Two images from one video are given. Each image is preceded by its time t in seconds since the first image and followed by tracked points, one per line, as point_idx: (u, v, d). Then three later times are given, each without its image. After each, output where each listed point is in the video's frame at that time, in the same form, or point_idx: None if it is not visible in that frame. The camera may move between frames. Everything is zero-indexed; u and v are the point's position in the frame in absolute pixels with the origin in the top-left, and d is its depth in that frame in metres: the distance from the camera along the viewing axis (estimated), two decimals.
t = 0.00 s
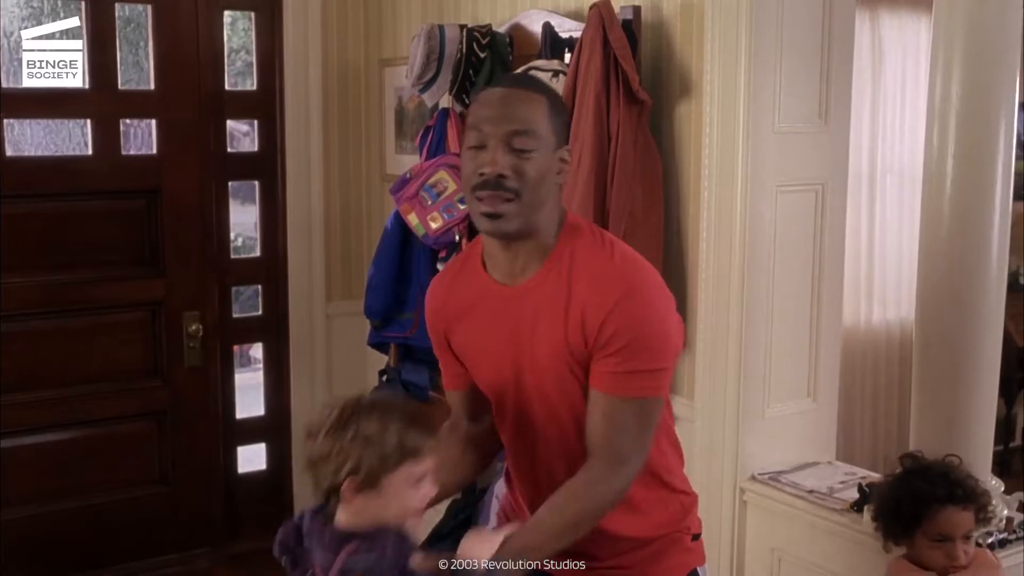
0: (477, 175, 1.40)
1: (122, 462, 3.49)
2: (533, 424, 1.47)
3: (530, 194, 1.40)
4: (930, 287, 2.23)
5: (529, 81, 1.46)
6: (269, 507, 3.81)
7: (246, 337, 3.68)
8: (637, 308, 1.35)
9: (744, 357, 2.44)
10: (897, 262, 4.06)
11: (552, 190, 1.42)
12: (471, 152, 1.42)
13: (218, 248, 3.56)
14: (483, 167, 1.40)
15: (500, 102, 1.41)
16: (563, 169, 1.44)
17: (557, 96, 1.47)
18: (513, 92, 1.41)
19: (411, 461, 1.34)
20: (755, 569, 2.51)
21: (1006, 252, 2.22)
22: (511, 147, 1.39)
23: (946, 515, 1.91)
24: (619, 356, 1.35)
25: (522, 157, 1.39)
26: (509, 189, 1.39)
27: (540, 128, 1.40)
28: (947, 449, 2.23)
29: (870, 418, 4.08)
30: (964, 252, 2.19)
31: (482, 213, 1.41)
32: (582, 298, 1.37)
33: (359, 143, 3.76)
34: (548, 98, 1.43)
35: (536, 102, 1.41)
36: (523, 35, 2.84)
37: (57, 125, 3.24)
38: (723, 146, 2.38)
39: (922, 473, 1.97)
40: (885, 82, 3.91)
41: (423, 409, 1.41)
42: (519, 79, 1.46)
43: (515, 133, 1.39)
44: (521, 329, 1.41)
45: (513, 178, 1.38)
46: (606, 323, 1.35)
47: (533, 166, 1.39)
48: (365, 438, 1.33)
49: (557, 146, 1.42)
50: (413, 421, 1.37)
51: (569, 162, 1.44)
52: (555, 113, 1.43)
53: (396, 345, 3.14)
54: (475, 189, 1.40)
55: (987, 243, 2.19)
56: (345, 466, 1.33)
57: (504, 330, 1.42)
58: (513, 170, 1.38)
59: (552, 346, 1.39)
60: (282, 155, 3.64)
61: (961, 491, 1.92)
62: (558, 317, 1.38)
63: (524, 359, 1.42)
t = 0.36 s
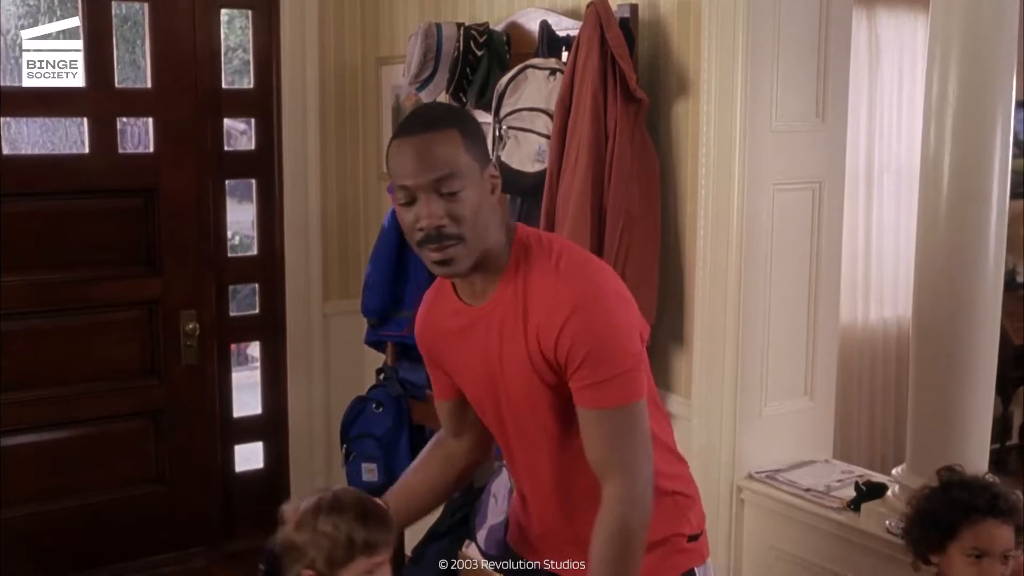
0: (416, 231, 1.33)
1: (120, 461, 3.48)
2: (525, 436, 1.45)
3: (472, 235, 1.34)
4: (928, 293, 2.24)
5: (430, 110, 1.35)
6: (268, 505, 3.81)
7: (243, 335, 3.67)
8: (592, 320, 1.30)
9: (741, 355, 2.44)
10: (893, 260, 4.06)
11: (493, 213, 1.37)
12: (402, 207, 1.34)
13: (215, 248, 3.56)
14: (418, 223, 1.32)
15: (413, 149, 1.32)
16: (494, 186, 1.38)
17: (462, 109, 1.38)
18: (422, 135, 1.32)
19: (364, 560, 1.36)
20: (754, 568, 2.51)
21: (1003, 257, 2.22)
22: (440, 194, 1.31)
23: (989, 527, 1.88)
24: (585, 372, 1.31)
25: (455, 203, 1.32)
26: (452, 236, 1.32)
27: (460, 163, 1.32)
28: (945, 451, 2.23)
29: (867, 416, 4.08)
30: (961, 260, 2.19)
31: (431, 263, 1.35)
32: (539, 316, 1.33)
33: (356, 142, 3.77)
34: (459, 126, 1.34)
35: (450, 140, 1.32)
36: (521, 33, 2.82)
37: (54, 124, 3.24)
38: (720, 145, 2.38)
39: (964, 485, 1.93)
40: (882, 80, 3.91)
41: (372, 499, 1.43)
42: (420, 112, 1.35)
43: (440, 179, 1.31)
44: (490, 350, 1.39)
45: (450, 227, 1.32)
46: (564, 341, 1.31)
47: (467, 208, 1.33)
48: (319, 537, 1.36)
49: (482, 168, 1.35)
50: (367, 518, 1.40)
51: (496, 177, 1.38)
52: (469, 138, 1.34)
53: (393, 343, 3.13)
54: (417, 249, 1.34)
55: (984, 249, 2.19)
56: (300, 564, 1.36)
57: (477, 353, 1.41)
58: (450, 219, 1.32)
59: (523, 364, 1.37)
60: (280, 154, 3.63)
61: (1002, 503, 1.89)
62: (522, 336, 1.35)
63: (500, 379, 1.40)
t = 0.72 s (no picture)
0: (508, 234, 1.31)
1: (116, 460, 3.48)
2: (553, 437, 1.37)
3: (560, 234, 1.33)
4: (925, 292, 2.23)
5: (515, 106, 1.33)
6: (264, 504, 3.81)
7: (240, 335, 3.67)
8: (673, 300, 1.28)
9: (738, 353, 2.45)
10: (890, 258, 4.07)
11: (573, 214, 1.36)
12: (495, 209, 1.31)
13: (212, 247, 3.56)
14: (513, 226, 1.30)
15: (507, 150, 1.29)
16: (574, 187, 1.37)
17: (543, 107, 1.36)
18: (513, 133, 1.29)
19: (233, 502, 1.68)
20: (751, 567, 2.52)
21: (1000, 257, 2.22)
22: (538, 196, 1.30)
23: None
24: (658, 350, 1.28)
25: (551, 206, 1.31)
26: (546, 240, 1.31)
27: (555, 166, 1.30)
28: (941, 449, 2.24)
29: (863, 413, 4.09)
30: (958, 260, 2.19)
31: (517, 267, 1.33)
32: (608, 298, 1.30)
33: (352, 141, 3.78)
34: (549, 126, 1.32)
35: (547, 143, 1.30)
36: (518, 32, 2.84)
37: (51, 123, 3.24)
38: (717, 144, 2.38)
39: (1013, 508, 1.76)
40: (879, 78, 3.91)
41: (247, 455, 1.75)
42: (505, 107, 1.33)
43: (540, 182, 1.29)
44: (548, 337, 1.33)
45: (546, 230, 1.31)
46: (645, 319, 1.28)
47: (560, 209, 1.32)
48: (189, 485, 1.69)
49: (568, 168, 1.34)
50: (231, 468, 1.72)
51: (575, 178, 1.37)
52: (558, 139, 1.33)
53: (390, 343, 3.13)
54: (508, 254, 1.32)
55: (980, 250, 2.19)
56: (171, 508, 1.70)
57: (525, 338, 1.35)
58: (546, 222, 1.31)
59: (580, 349, 1.31)
60: (276, 153, 3.63)
61: None
62: (586, 320, 1.31)
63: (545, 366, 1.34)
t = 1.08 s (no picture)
0: (630, 233, 1.37)
1: (112, 457, 3.48)
2: (638, 429, 1.47)
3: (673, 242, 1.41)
4: (920, 289, 2.23)
5: (647, 111, 1.41)
6: (260, 501, 3.81)
7: (236, 331, 3.67)
8: (763, 321, 1.50)
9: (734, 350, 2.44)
10: (885, 255, 4.07)
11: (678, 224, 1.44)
12: (619, 207, 1.37)
13: (207, 243, 3.55)
14: (637, 226, 1.37)
15: (639, 151, 1.36)
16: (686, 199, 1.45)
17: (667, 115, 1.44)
18: (645, 139, 1.37)
19: (189, 447, 2.09)
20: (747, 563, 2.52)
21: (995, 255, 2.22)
22: (665, 201, 1.37)
23: None
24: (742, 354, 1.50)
25: (672, 211, 1.38)
26: (664, 243, 1.38)
27: (682, 174, 1.38)
28: (937, 446, 2.25)
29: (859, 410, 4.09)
30: (953, 256, 2.19)
31: (629, 266, 1.39)
32: (712, 305, 1.47)
33: (348, 138, 3.77)
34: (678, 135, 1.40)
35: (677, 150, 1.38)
36: (513, 29, 2.82)
37: (46, 119, 3.24)
38: (711, 140, 2.38)
39: None
40: (874, 75, 3.92)
41: (203, 407, 2.17)
42: (638, 110, 1.41)
43: (669, 189, 1.37)
44: (656, 334, 1.44)
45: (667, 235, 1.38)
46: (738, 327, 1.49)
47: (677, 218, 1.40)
48: (153, 434, 2.10)
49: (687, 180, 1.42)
50: (191, 420, 2.12)
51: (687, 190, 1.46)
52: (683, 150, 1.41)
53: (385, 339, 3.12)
54: (625, 249, 1.38)
55: (975, 246, 2.19)
56: (138, 455, 2.11)
57: (629, 329, 1.44)
58: (669, 228, 1.38)
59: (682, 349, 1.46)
60: (271, 149, 3.63)
61: None
62: (692, 320, 1.46)
63: (648, 358, 1.44)
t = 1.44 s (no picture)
0: (668, 225, 1.36)
1: (109, 454, 3.48)
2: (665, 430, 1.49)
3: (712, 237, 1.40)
4: (916, 286, 2.23)
5: (685, 106, 1.40)
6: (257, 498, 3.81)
7: (233, 329, 3.66)
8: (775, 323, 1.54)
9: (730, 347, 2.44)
10: (881, 252, 4.07)
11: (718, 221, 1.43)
12: (659, 198, 1.36)
13: (205, 240, 3.55)
14: (675, 217, 1.35)
15: (677, 142, 1.36)
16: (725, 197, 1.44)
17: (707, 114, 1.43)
18: (684, 130, 1.36)
19: (237, 425, 2.08)
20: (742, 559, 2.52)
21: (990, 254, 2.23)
22: (703, 191, 1.36)
23: None
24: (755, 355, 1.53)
25: (711, 204, 1.37)
26: (702, 236, 1.36)
27: (721, 166, 1.37)
28: (935, 446, 2.24)
29: (854, 406, 4.10)
30: (950, 254, 2.20)
31: (667, 260, 1.37)
32: (737, 312, 1.49)
33: (344, 136, 3.78)
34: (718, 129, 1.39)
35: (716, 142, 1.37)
36: (509, 27, 2.83)
37: (43, 117, 3.23)
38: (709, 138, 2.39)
39: None
40: (870, 72, 3.92)
41: (250, 389, 2.16)
42: (676, 105, 1.40)
43: (709, 180, 1.36)
44: (690, 341, 1.45)
45: (705, 227, 1.36)
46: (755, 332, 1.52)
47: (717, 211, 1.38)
48: (202, 413, 2.08)
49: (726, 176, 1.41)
50: (238, 398, 2.12)
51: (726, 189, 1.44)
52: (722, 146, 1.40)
53: (381, 336, 3.12)
54: (664, 240, 1.36)
55: (971, 245, 2.20)
56: (186, 433, 2.08)
57: (674, 338, 1.44)
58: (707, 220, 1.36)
59: (711, 354, 1.48)
60: (268, 146, 3.63)
61: None
62: (719, 325, 1.48)
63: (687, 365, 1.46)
